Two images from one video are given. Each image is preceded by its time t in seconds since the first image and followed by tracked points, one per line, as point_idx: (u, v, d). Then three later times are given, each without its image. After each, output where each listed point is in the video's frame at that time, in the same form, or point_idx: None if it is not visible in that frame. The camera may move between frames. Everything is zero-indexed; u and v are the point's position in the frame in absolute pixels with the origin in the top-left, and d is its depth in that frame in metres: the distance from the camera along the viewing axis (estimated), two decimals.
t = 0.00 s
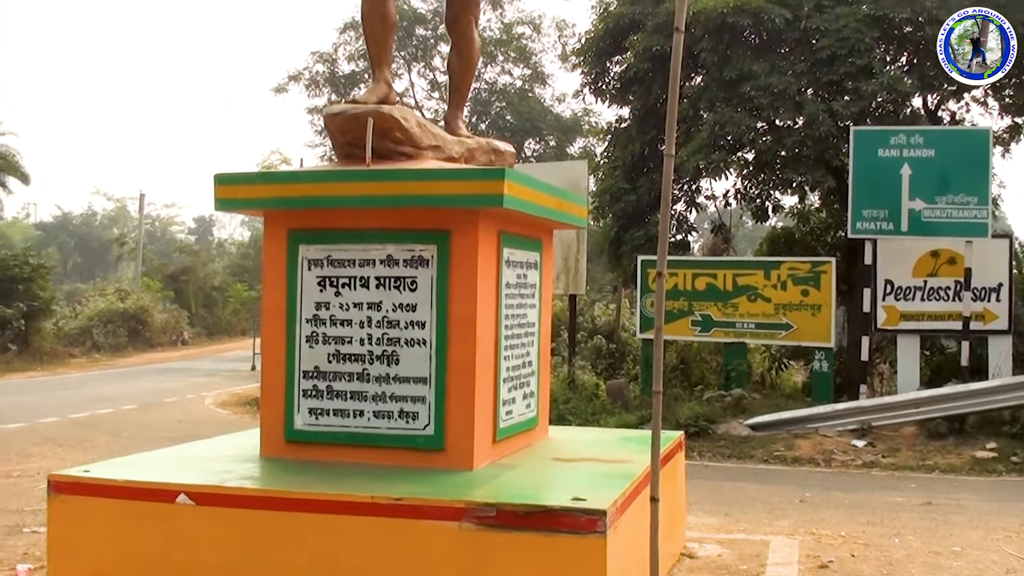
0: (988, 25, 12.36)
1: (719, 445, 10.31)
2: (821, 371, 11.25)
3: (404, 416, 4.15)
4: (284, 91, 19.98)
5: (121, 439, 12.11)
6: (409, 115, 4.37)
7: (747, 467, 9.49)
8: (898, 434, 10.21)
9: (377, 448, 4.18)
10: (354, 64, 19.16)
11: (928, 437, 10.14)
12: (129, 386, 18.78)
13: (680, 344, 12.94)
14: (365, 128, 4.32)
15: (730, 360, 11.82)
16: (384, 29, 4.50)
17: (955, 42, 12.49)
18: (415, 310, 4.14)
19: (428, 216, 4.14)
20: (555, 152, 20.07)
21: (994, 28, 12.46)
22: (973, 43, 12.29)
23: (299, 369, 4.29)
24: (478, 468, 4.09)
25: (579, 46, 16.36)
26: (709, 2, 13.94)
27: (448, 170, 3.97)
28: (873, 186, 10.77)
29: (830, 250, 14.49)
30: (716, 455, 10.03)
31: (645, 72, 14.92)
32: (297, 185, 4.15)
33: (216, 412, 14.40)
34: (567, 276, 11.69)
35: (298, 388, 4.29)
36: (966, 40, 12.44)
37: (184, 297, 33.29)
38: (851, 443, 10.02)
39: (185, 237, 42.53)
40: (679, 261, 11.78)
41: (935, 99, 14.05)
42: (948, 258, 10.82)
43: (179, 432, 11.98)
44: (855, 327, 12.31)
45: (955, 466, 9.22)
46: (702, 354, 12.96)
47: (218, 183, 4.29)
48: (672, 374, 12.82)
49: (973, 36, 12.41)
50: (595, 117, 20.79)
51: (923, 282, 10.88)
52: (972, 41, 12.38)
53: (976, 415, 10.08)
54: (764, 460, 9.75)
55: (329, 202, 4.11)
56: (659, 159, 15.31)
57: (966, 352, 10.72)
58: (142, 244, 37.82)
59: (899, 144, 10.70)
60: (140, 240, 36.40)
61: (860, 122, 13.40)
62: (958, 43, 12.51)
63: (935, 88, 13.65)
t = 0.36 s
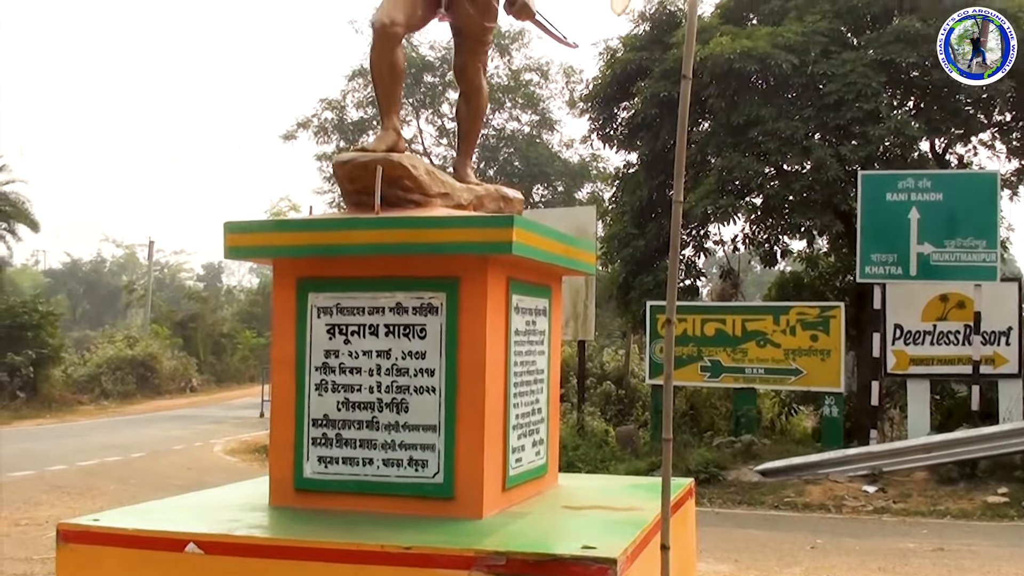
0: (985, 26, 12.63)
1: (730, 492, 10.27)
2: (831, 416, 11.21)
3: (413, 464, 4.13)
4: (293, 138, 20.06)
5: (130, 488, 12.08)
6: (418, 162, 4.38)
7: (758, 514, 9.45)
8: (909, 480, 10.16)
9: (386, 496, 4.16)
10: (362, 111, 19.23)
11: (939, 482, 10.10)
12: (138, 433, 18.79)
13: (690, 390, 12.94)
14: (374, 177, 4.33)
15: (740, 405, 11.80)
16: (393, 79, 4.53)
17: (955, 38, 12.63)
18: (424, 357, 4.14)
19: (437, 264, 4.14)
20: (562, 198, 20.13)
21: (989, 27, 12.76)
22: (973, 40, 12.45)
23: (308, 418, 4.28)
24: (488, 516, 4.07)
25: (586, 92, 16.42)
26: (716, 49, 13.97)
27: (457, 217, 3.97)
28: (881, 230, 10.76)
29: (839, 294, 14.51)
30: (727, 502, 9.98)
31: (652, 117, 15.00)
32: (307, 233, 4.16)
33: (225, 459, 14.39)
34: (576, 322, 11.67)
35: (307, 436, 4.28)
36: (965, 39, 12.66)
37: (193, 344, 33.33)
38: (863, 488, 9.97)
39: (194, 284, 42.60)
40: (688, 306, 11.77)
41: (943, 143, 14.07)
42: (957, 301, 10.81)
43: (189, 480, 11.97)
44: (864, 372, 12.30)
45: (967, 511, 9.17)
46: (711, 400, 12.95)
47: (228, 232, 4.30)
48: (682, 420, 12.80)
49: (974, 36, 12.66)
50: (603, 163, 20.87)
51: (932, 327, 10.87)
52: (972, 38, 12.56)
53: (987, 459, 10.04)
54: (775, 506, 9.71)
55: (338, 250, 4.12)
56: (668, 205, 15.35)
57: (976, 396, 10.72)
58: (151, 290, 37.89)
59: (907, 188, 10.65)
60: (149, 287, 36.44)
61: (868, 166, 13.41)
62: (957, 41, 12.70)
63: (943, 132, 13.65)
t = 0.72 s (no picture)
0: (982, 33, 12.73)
1: (733, 548, 10.23)
2: (834, 473, 11.17)
3: (415, 520, 4.11)
4: (297, 191, 20.10)
5: (130, 542, 12.04)
6: (422, 219, 4.39)
7: (761, 571, 9.41)
8: (913, 536, 10.12)
9: (388, 553, 4.13)
10: (366, 165, 19.27)
11: (943, 538, 10.06)
12: (139, 487, 18.73)
13: (693, 446, 12.93)
14: (378, 233, 4.34)
15: (743, 462, 11.78)
16: (397, 135, 4.55)
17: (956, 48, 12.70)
18: (427, 413, 4.13)
19: (441, 319, 4.14)
20: (566, 252, 20.15)
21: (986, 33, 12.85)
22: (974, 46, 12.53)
23: (310, 473, 4.26)
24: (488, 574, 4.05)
25: (590, 147, 16.46)
26: (721, 103, 14.07)
27: (463, 273, 3.99)
28: (884, 286, 10.78)
29: (843, 350, 14.55)
30: (730, 559, 9.94)
31: (655, 172, 15.07)
32: (311, 288, 4.17)
33: (226, 513, 14.35)
34: (578, 377, 11.64)
35: (309, 492, 4.26)
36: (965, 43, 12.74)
37: (196, 397, 33.31)
38: (866, 546, 9.94)
39: (197, 337, 42.59)
40: (692, 362, 11.76)
41: (945, 199, 14.11)
42: (961, 357, 10.79)
43: (190, 534, 11.93)
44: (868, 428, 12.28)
45: (970, 569, 9.13)
46: (714, 457, 12.92)
47: (232, 286, 4.30)
48: (685, 476, 12.78)
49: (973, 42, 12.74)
50: (606, 217, 20.94)
51: (936, 383, 10.84)
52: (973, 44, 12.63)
53: (991, 517, 10.01)
54: (777, 564, 9.67)
55: (343, 305, 4.13)
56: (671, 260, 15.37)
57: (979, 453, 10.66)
58: (153, 342, 37.88)
59: (910, 245, 10.66)
60: (152, 339, 36.44)
61: (871, 222, 13.44)
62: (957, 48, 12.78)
63: (945, 188, 13.62)
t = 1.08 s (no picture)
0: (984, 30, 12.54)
1: None
2: (833, 520, 11.10)
3: (411, 568, 4.09)
4: (294, 238, 20.11)
5: None
6: (419, 267, 4.39)
7: None
8: None
9: None
10: (364, 212, 19.30)
11: None
12: (133, 534, 18.64)
13: (691, 493, 12.91)
14: (375, 281, 4.34)
15: (741, 509, 11.76)
16: (394, 183, 4.56)
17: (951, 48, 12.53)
18: (424, 461, 4.13)
19: (438, 368, 4.14)
20: (562, 298, 20.14)
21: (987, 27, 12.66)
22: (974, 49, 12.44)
23: (306, 521, 4.25)
24: None
25: (587, 194, 16.49)
26: (717, 151, 14.19)
27: (459, 321, 3.99)
28: (882, 333, 10.69)
29: (840, 397, 14.53)
30: None
31: (653, 220, 15.13)
32: (308, 336, 4.17)
33: (222, 560, 14.28)
34: (576, 424, 11.62)
35: (305, 540, 4.24)
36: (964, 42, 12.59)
37: (192, 444, 33.21)
38: None
39: (193, 383, 42.50)
40: (690, 409, 11.71)
41: (942, 245, 14.13)
42: (959, 403, 10.79)
43: None
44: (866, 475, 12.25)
45: None
46: (711, 504, 12.92)
47: (229, 334, 4.30)
48: (683, 523, 12.75)
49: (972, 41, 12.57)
50: (603, 264, 20.96)
51: (933, 430, 10.81)
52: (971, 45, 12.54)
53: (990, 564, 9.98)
54: None
55: (340, 353, 4.13)
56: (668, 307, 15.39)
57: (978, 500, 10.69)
58: (149, 388, 37.78)
59: (907, 291, 10.59)
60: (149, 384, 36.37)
61: (868, 268, 13.45)
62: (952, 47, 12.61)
63: (942, 234, 13.69)
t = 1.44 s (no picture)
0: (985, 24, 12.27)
1: None
2: (830, 558, 11.17)
3: None
4: (291, 274, 20.12)
5: None
6: (417, 303, 4.40)
7: None
8: None
9: None
10: (362, 248, 19.32)
11: None
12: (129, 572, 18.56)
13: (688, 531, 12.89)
14: (373, 318, 4.34)
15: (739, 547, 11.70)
16: (392, 221, 4.57)
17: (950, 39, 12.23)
18: (421, 499, 4.11)
19: (435, 405, 4.14)
20: (560, 334, 20.12)
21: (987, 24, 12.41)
22: (972, 44, 12.16)
23: (303, 560, 4.23)
24: None
25: (584, 231, 16.50)
26: (714, 189, 14.26)
27: (457, 358, 3.99)
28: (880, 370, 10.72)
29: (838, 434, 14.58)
30: None
31: (651, 257, 15.15)
32: (305, 373, 4.17)
33: None
34: (573, 461, 11.54)
35: None
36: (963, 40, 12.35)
37: (188, 480, 33.11)
38: None
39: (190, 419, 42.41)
40: (688, 446, 11.69)
41: (940, 282, 14.14)
42: (957, 441, 10.71)
43: None
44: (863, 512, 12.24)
45: None
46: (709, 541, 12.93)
47: (227, 370, 4.30)
48: (680, 560, 12.71)
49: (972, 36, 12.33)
50: (600, 300, 20.97)
51: (931, 468, 10.79)
52: (971, 42, 12.32)
53: None
54: None
55: (337, 390, 4.13)
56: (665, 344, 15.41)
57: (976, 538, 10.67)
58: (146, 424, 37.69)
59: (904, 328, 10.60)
60: (146, 421, 36.32)
61: (865, 305, 13.46)
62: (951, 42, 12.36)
63: (939, 271, 13.72)
